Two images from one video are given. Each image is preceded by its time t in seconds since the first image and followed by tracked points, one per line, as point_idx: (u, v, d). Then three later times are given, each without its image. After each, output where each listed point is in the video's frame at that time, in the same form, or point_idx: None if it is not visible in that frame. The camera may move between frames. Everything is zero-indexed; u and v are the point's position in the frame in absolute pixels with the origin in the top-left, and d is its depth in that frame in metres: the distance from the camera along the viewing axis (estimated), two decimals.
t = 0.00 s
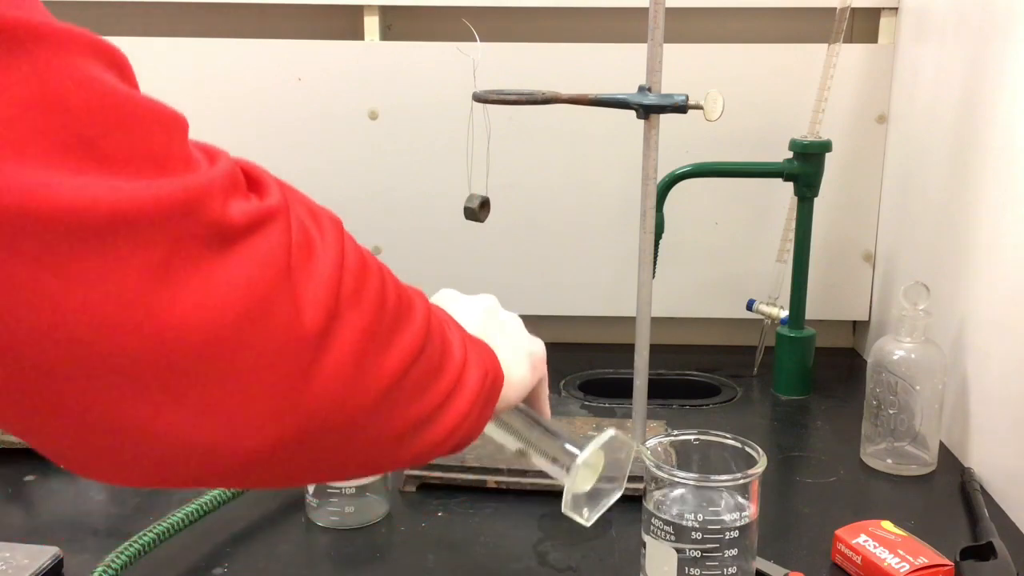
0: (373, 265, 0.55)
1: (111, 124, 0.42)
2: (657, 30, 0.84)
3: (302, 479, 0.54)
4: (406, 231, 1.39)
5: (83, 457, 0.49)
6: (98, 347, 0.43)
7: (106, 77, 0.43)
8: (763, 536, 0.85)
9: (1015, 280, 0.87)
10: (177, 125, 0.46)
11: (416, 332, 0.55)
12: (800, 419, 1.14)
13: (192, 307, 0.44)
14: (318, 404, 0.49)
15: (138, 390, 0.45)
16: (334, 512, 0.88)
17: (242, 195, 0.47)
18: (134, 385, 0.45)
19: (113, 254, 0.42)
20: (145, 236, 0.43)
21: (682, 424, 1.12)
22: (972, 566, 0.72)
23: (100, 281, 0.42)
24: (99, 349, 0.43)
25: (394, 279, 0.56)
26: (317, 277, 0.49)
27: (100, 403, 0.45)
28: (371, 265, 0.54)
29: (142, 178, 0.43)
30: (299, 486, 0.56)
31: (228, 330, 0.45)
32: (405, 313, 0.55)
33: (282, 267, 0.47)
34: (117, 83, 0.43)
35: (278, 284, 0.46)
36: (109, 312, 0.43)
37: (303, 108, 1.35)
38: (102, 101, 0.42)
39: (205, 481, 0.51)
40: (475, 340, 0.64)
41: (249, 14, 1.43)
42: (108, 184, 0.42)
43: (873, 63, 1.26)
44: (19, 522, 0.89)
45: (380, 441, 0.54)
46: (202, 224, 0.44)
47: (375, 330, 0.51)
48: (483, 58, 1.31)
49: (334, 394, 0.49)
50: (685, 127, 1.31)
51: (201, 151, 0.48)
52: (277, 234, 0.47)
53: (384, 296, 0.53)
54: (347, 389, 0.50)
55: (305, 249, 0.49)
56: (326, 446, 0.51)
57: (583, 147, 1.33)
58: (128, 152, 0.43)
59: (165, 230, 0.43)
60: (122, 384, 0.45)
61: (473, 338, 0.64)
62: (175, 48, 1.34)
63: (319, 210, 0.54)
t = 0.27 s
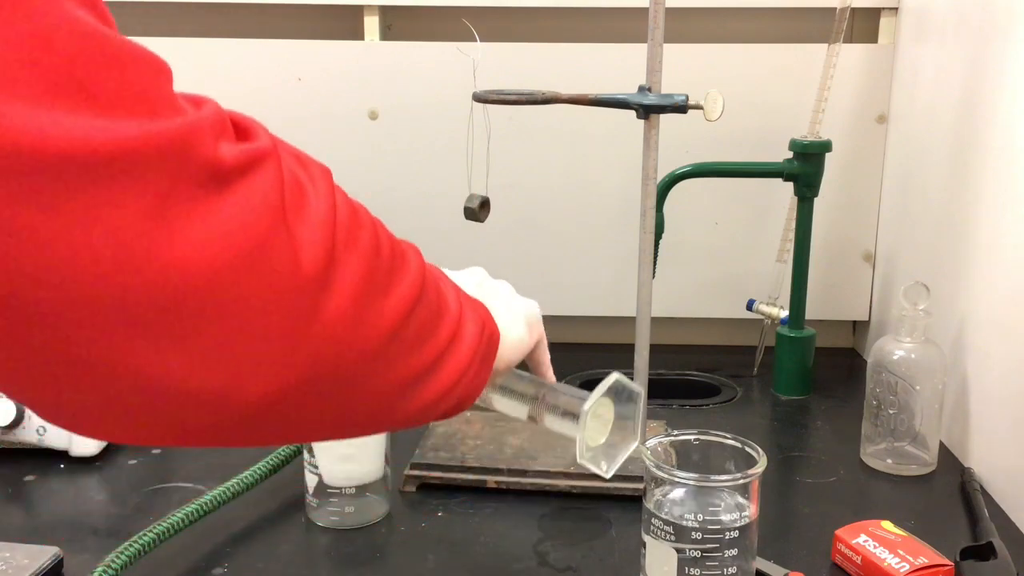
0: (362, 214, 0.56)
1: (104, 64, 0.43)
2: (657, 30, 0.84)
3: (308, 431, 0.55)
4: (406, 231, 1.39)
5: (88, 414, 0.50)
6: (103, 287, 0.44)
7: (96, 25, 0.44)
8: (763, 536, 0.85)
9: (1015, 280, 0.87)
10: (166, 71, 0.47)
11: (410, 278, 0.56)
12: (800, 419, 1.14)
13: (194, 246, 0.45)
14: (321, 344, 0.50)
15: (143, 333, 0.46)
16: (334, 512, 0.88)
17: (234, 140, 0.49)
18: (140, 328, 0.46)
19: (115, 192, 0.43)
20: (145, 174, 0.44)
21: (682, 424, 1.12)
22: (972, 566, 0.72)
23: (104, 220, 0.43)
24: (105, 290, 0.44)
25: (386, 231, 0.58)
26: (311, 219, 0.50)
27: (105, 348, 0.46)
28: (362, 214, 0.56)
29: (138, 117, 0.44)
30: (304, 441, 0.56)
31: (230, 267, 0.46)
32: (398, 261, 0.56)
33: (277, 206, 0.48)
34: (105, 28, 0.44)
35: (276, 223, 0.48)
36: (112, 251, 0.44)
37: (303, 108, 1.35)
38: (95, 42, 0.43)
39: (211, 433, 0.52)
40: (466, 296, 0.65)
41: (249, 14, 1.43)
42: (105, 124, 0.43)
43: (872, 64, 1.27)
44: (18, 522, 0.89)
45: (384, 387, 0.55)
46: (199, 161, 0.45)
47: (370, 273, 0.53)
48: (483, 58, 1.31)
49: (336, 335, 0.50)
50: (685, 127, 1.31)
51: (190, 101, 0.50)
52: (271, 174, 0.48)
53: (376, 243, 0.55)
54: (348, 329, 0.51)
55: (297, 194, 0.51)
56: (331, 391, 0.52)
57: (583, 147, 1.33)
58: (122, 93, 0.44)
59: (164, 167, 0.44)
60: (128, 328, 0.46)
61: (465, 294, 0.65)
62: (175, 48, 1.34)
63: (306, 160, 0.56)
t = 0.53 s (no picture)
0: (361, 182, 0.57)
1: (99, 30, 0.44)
2: (657, 30, 0.84)
3: (314, 399, 0.55)
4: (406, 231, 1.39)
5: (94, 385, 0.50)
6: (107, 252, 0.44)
7: None
8: (763, 536, 0.85)
9: (1015, 280, 0.87)
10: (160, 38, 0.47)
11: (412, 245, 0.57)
12: (800, 419, 1.14)
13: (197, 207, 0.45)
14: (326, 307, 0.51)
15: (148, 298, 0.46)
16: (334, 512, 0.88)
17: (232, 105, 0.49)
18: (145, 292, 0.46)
19: (116, 154, 0.44)
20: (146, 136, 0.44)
21: (682, 424, 1.12)
22: (971, 566, 0.72)
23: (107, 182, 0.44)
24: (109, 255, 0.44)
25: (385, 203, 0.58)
26: (311, 184, 0.51)
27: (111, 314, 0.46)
28: (360, 182, 0.56)
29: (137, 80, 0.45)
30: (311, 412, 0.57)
31: (234, 229, 0.46)
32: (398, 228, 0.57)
33: (279, 169, 0.48)
34: None
35: (278, 186, 0.48)
36: (116, 213, 0.44)
37: (303, 108, 1.35)
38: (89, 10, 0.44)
39: (218, 401, 0.52)
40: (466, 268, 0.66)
41: (249, 14, 1.43)
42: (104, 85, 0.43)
43: (872, 63, 1.27)
44: (18, 521, 0.89)
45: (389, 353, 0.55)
46: (200, 123, 0.45)
47: (372, 237, 0.53)
48: (483, 58, 1.31)
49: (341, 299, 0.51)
50: (685, 127, 1.31)
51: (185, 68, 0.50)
52: (271, 137, 0.49)
53: (376, 210, 0.55)
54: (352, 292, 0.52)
55: (296, 159, 0.51)
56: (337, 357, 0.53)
57: (582, 147, 1.33)
58: (122, 60, 0.44)
59: (165, 128, 0.45)
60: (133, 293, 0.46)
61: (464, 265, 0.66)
62: (175, 48, 1.34)
63: (303, 129, 0.56)
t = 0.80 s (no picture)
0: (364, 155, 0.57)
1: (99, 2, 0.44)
2: (657, 30, 0.84)
3: (323, 371, 0.56)
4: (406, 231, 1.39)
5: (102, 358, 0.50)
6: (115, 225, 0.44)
7: None
8: (762, 536, 0.85)
9: (1015, 279, 0.87)
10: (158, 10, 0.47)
11: (417, 216, 0.57)
12: (800, 419, 1.14)
13: (203, 180, 0.46)
14: (333, 278, 0.51)
15: (156, 271, 0.46)
16: (334, 512, 0.88)
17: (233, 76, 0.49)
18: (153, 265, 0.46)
19: (121, 126, 0.44)
20: (150, 108, 0.44)
21: (682, 424, 1.12)
22: (972, 566, 0.72)
23: (113, 156, 0.44)
24: (115, 228, 0.44)
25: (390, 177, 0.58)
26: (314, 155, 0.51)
27: (119, 287, 0.46)
28: (363, 154, 0.56)
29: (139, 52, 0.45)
30: (319, 386, 0.57)
31: (240, 201, 0.47)
32: (402, 200, 0.57)
33: (282, 141, 0.49)
34: None
35: (281, 158, 0.48)
36: (123, 186, 0.44)
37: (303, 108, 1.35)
38: None
39: (226, 374, 0.52)
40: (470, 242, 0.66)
41: (249, 13, 1.43)
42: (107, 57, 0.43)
43: (872, 64, 1.27)
44: (18, 521, 0.90)
45: (397, 324, 0.56)
46: (203, 95, 0.45)
47: (378, 208, 0.53)
48: (483, 58, 1.31)
49: (348, 270, 0.51)
50: (685, 127, 1.31)
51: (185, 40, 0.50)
52: (273, 109, 0.49)
53: (379, 181, 0.55)
54: (359, 263, 0.52)
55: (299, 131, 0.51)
56: (345, 329, 0.53)
57: (582, 147, 1.33)
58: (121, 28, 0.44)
59: (169, 100, 0.45)
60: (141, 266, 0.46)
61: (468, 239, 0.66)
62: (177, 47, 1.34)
63: (304, 104, 0.56)
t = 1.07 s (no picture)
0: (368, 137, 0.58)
1: None
2: (657, 30, 0.84)
3: (336, 349, 0.57)
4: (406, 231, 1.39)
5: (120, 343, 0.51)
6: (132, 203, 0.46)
7: None
8: (763, 536, 0.85)
9: (1015, 279, 0.87)
10: None
11: (422, 196, 0.58)
12: (800, 419, 1.14)
13: (216, 158, 0.47)
14: (344, 254, 0.52)
15: (172, 249, 0.48)
16: (334, 512, 0.88)
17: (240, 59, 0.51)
18: (169, 243, 0.48)
19: (136, 106, 0.45)
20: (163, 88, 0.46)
21: (682, 424, 1.12)
22: (972, 566, 0.72)
23: (129, 136, 0.45)
24: (132, 208, 0.46)
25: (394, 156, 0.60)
26: (322, 134, 0.53)
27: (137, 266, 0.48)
28: (367, 135, 0.58)
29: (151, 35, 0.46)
30: (332, 364, 0.59)
31: (252, 177, 0.48)
32: (407, 180, 0.59)
33: (290, 119, 0.50)
34: None
35: (290, 136, 0.50)
36: (138, 164, 0.46)
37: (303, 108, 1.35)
38: None
39: (242, 353, 0.54)
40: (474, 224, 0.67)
41: (250, 13, 1.43)
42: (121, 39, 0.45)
43: (872, 64, 1.27)
44: (18, 521, 0.90)
45: (406, 301, 0.57)
46: (213, 75, 0.47)
47: (384, 186, 0.55)
48: (483, 58, 1.31)
49: (358, 246, 0.53)
50: (685, 127, 1.31)
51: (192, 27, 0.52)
52: (282, 89, 0.51)
53: (384, 161, 0.57)
54: (369, 239, 0.53)
55: (306, 112, 0.53)
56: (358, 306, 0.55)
57: (583, 147, 1.33)
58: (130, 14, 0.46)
59: (181, 81, 0.46)
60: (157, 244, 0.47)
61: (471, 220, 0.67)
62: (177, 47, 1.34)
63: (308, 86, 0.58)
